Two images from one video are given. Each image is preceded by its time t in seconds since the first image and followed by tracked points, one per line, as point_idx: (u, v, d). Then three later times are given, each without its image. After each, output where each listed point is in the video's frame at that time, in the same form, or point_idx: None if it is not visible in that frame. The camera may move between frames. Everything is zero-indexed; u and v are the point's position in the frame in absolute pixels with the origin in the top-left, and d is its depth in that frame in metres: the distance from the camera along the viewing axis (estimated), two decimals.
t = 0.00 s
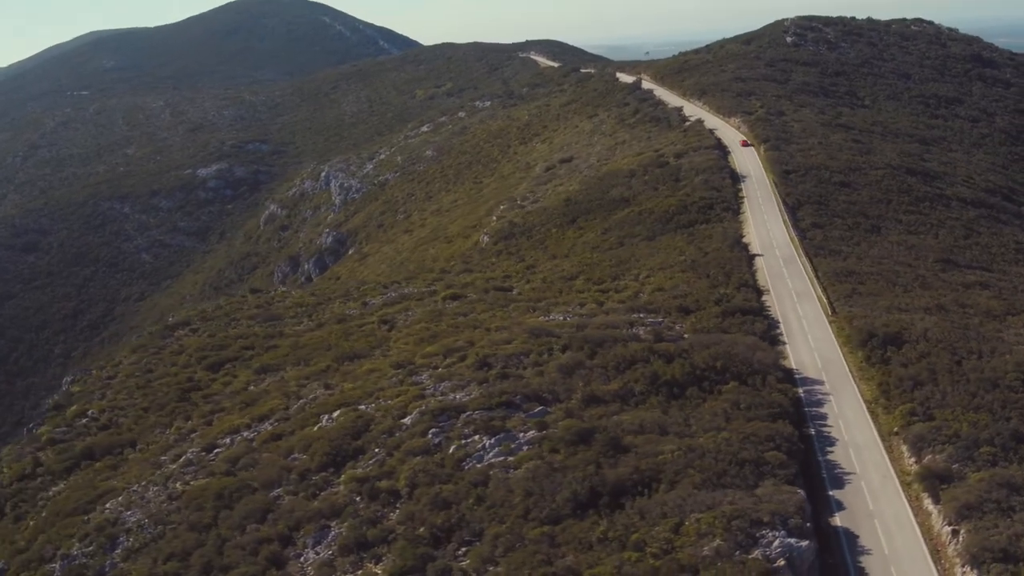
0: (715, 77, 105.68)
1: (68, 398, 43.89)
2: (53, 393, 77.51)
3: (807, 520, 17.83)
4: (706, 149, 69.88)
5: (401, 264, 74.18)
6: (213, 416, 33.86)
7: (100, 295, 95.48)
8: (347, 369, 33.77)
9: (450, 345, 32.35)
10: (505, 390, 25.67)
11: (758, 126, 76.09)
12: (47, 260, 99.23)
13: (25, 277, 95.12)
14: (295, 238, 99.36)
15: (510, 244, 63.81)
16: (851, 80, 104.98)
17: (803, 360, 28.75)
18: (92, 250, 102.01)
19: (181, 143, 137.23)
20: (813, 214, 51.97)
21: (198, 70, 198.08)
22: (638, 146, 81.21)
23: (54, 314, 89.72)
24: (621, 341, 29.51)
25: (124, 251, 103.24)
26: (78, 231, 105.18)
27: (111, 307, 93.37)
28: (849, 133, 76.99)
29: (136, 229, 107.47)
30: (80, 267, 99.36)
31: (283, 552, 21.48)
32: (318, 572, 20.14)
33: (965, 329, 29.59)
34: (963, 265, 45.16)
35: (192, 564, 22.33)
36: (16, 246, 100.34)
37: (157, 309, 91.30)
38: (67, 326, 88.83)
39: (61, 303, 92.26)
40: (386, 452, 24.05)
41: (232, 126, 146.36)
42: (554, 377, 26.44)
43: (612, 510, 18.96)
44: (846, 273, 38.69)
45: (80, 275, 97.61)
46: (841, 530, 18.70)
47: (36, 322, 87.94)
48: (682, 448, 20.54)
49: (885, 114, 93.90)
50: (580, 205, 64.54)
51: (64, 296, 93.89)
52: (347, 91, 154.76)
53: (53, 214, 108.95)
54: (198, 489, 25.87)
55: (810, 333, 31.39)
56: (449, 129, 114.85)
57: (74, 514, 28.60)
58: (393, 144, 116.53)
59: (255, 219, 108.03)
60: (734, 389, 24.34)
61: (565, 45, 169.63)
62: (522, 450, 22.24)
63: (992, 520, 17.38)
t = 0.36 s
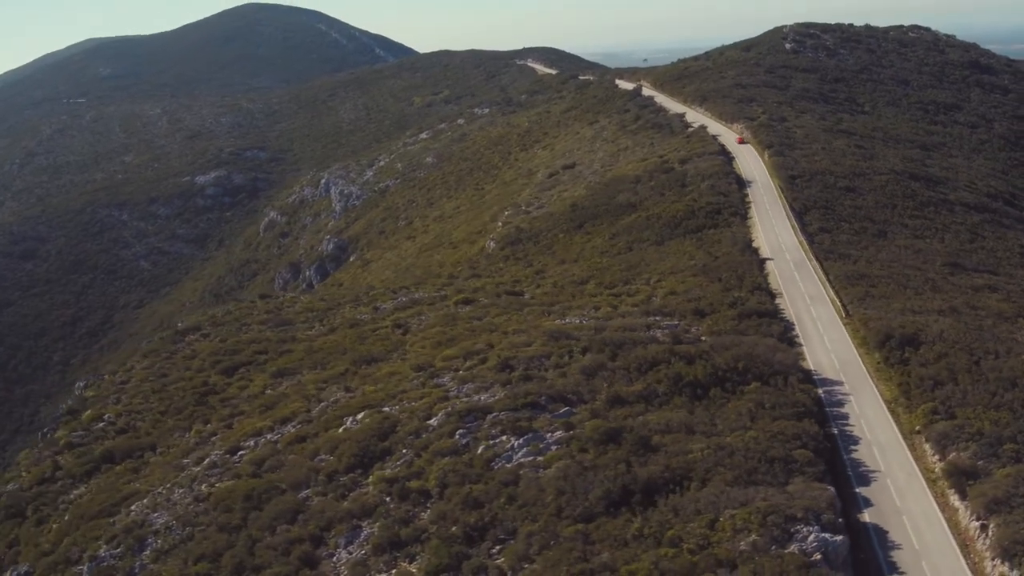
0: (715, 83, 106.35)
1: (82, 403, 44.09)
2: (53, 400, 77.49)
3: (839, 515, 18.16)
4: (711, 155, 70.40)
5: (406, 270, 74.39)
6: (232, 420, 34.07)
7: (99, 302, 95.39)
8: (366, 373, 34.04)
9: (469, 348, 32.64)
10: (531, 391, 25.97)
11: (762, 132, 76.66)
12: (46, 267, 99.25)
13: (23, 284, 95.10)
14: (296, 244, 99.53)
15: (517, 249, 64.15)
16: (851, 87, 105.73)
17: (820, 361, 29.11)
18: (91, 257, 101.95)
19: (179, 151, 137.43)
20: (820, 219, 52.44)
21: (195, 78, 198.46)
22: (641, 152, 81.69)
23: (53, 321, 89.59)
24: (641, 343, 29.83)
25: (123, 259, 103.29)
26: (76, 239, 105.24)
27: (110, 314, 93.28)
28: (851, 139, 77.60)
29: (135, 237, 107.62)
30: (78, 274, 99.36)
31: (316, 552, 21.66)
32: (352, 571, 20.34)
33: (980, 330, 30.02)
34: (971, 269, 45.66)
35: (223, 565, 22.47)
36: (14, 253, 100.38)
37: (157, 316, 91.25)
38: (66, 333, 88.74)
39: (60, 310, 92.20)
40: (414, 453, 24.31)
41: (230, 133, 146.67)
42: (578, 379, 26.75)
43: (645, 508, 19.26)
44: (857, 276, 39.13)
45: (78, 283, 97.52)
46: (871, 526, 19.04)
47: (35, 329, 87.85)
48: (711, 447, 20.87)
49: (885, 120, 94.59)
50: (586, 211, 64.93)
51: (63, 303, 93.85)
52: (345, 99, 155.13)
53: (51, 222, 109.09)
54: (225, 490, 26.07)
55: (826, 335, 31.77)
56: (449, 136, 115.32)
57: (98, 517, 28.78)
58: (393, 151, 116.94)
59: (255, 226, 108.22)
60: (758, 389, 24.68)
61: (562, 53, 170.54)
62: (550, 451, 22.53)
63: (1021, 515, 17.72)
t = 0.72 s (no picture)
0: (716, 89, 107.01)
1: (97, 407, 44.31)
2: (54, 406, 77.52)
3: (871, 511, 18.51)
4: (716, 160, 70.92)
5: (412, 275, 74.62)
6: (251, 423, 34.30)
7: (98, 309, 95.32)
8: (385, 375, 34.34)
9: (489, 350, 32.98)
10: (556, 392, 26.30)
11: (766, 137, 77.23)
12: (45, 274, 99.38)
13: (22, 291, 95.26)
14: (297, 251, 99.67)
15: (524, 254, 64.50)
16: (851, 93, 106.48)
17: (839, 362, 29.48)
18: (91, 263, 102.10)
19: (178, 157, 137.77)
20: (828, 223, 52.92)
21: (191, 85, 198.90)
22: (645, 158, 82.16)
23: (53, 327, 89.60)
24: (661, 345, 30.17)
25: (122, 265, 103.41)
26: (75, 245, 105.43)
27: (109, 320, 93.21)
28: (854, 144, 78.19)
29: (134, 243, 107.86)
30: (77, 280, 99.43)
31: (349, 551, 21.81)
32: (388, 569, 20.54)
33: (995, 331, 30.45)
34: (979, 272, 46.16)
35: (255, 564, 22.60)
36: (13, 260, 100.63)
37: (158, 322, 91.28)
38: (65, 339, 88.70)
39: (59, 316, 92.24)
40: (443, 453, 24.61)
41: (228, 140, 147.06)
42: (601, 380, 27.09)
43: (678, 505, 19.57)
44: (869, 279, 39.58)
45: (78, 289, 97.62)
46: (900, 521, 19.39)
47: (35, 336, 87.92)
48: (741, 445, 21.22)
49: (886, 125, 95.28)
50: (593, 216, 65.33)
51: (63, 310, 93.91)
52: (343, 105, 155.64)
53: (49, 229, 109.38)
54: (253, 491, 26.30)
55: (842, 336, 32.17)
56: (449, 142, 115.81)
57: (124, 518, 28.97)
58: (393, 157, 117.37)
59: (255, 232, 108.44)
60: (781, 389, 25.06)
61: (560, 60, 171.42)
62: (580, 450, 22.84)
63: None
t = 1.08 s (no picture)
0: (717, 95, 107.71)
1: (112, 410, 44.57)
2: (54, 412, 77.58)
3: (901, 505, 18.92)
4: (722, 165, 71.47)
5: (418, 280, 74.84)
6: (272, 425, 34.60)
7: (98, 314, 95.37)
8: (405, 377, 34.66)
9: (509, 352, 33.33)
10: (581, 391, 26.67)
11: (770, 142, 77.84)
12: (43, 280, 99.50)
13: (21, 297, 95.35)
14: (297, 256, 99.81)
15: (531, 258, 64.87)
16: (851, 98, 107.20)
17: (857, 361, 29.90)
18: (90, 270, 102.29)
19: (176, 164, 138.08)
20: (835, 227, 53.47)
21: (188, 91, 199.31)
22: (649, 163, 82.66)
23: (52, 333, 89.62)
24: (681, 345, 30.54)
25: (121, 271, 103.57)
26: (74, 252, 105.62)
27: (109, 326, 93.22)
28: (857, 149, 78.83)
29: (133, 249, 108.09)
30: (76, 286, 99.57)
31: (382, 550, 22.05)
32: (423, 566, 20.77)
33: (1009, 331, 30.94)
34: (986, 274, 46.70)
35: (289, 562, 22.84)
36: (11, 266, 100.88)
37: (157, 327, 91.31)
38: (65, 345, 88.70)
39: (59, 322, 92.28)
40: (472, 452, 24.95)
41: (226, 146, 147.42)
42: (624, 380, 27.48)
43: (712, 501, 19.90)
44: (880, 281, 40.14)
45: (78, 295, 97.74)
46: (929, 516, 19.75)
47: (34, 342, 88.00)
48: (769, 443, 21.65)
49: (886, 131, 96.00)
50: (600, 221, 65.77)
51: (63, 315, 93.98)
52: (341, 112, 156.16)
53: (48, 235, 109.58)
54: (282, 491, 26.56)
55: (858, 337, 32.60)
56: (450, 148, 116.25)
57: (151, 519, 29.20)
58: (393, 163, 117.79)
59: (256, 238, 108.67)
60: (804, 389, 25.48)
61: (557, 67, 172.25)
62: (609, 448, 23.20)
63: None
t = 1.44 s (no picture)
0: (719, 100, 108.35)
1: (127, 414, 44.80)
2: (54, 418, 77.65)
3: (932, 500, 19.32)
4: (728, 169, 72.02)
5: (425, 284, 75.10)
6: (294, 427, 34.92)
7: (97, 320, 95.44)
8: (426, 379, 35.02)
9: (530, 353, 33.71)
10: (607, 391, 27.07)
11: (774, 147, 78.45)
12: (43, 286, 99.63)
13: (20, 303, 95.49)
14: (298, 262, 99.98)
15: (539, 262, 65.23)
16: (852, 103, 107.91)
17: (875, 361, 30.33)
18: (89, 276, 102.53)
19: (174, 169, 138.31)
20: (844, 230, 54.00)
21: (184, 97, 199.61)
22: (653, 167, 83.10)
23: (52, 339, 89.73)
24: (702, 346, 30.95)
25: (121, 277, 103.75)
26: (73, 258, 105.85)
27: (109, 332, 93.30)
28: (860, 153, 79.46)
29: (132, 255, 108.28)
30: (76, 292, 99.72)
31: (418, 547, 22.34)
32: (460, 563, 21.07)
33: None
34: (995, 276, 47.28)
35: (323, 561, 23.10)
36: (10, 272, 101.12)
37: (158, 333, 91.46)
38: (65, 351, 88.73)
39: (59, 328, 92.41)
40: (502, 451, 25.31)
41: (224, 152, 147.72)
42: (649, 379, 27.87)
43: (745, 497, 20.28)
44: (893, 283, 40.67)
45: (77, 301, 97.88)
46: (958, 510, 20.15)
47: (34, 347, 88.09)
48: (799, 440, 22.06)
49: (887, 135, 96.66)
50: (608, 225, 66.15)
51: (63, 321, 94.11)
52: (339, 117, 156.63)
53: (47, 241, 109.83)
54: (313, 491, 26.86)
55: (875, 337, 33.06)
56: (450, 153, 116.69)
57: (179, 520, 29.46)
58: (394, 168, 118.20)
59: (256, 243, 108.89)
60: (828, 388, 25.93)
61: (555, 73, 173.00)
62: (639, 446, 23.57)
63: None
